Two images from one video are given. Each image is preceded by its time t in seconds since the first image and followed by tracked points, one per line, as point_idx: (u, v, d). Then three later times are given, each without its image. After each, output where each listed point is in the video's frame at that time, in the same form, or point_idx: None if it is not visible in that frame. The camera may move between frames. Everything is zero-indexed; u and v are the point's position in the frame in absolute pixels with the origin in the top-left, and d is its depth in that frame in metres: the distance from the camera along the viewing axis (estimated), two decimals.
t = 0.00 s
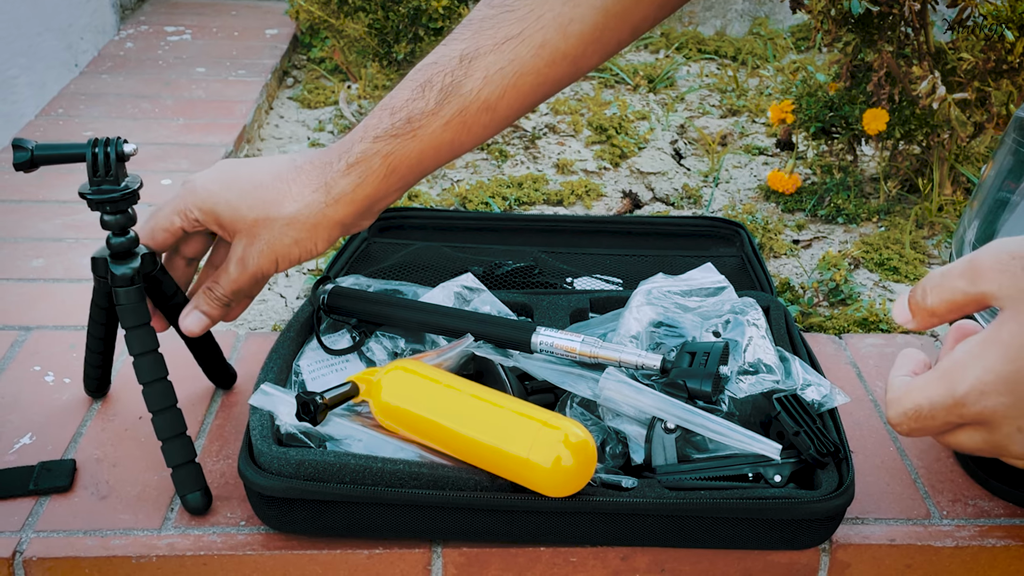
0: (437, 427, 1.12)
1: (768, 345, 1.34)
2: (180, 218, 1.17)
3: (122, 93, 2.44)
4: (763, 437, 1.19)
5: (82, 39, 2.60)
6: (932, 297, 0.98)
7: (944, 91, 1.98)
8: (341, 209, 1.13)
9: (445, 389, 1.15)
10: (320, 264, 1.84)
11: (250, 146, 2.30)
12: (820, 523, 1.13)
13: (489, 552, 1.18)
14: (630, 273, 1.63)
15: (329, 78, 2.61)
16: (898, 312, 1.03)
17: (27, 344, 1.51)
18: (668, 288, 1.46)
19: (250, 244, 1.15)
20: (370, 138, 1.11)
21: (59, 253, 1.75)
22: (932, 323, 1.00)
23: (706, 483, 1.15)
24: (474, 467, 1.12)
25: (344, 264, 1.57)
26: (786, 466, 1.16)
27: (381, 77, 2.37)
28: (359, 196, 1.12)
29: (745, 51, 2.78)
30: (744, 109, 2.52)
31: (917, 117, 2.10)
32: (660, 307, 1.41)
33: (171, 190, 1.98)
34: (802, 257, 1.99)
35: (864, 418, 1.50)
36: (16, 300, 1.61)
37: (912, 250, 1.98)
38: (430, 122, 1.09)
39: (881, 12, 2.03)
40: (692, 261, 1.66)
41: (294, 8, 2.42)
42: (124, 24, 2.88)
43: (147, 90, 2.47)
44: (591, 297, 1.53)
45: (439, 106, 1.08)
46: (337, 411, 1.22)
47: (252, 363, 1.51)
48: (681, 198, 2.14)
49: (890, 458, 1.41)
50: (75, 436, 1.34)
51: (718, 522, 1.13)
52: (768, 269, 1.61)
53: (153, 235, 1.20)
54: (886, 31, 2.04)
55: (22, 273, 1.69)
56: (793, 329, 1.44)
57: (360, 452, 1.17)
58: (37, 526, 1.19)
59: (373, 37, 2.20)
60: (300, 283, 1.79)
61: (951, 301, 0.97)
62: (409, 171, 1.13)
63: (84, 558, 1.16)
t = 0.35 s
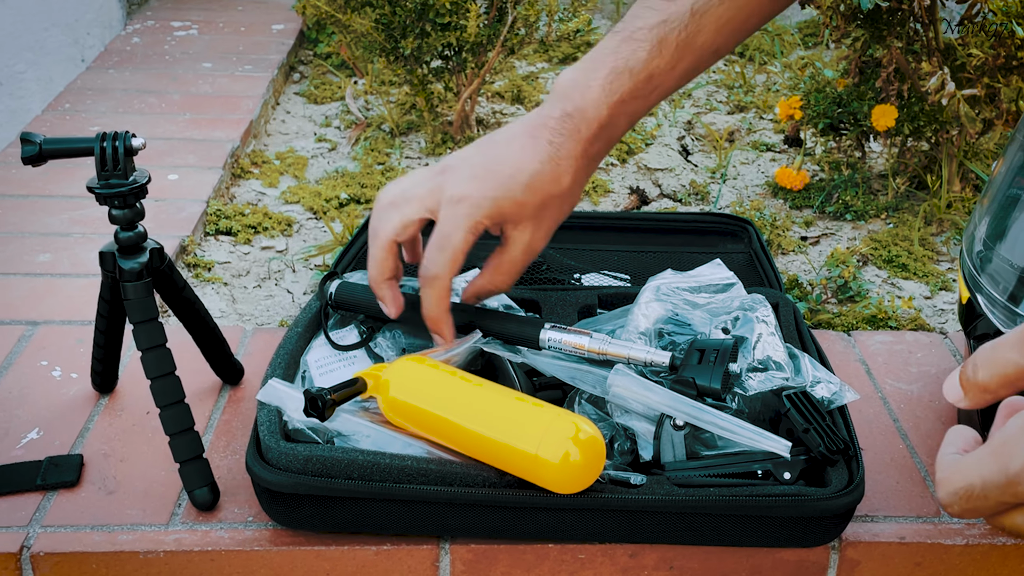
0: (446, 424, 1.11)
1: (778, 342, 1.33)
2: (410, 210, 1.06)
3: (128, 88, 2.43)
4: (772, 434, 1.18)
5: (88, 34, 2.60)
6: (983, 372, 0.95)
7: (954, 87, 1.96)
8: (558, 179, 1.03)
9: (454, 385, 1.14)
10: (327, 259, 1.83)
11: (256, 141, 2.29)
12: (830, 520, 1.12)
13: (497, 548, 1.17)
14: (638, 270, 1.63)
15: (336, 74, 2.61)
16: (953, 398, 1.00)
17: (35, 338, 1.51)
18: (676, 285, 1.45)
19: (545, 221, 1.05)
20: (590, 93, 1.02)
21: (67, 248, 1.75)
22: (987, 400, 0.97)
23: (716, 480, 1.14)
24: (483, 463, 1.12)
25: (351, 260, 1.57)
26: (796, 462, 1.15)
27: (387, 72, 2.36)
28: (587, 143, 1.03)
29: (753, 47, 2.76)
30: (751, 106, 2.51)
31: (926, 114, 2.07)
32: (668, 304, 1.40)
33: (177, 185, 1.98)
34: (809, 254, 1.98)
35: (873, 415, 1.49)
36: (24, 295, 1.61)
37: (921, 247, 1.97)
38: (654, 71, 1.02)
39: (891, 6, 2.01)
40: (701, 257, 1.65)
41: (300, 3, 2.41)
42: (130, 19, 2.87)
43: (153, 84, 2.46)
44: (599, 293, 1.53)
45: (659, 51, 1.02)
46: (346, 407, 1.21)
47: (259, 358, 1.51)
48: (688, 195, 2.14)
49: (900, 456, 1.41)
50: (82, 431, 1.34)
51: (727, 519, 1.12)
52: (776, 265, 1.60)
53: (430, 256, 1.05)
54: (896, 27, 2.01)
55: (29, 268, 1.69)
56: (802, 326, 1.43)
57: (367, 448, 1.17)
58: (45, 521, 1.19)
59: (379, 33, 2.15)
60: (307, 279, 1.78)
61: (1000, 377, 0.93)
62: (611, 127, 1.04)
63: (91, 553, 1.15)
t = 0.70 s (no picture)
0: (451, 421, 1.11)
1: (784, 340, 1.33)
2: (486, 152, 1.12)
3: (134, 86, 2.44)
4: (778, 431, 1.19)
5: (94, 32, 2.60)
6: (1000, 348, 0.96)
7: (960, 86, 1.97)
8: (622, 142, 1.13)
9: (460, 383, 1.14)
10: (333, 256, 1.84)
11: (262, 139, 2.29)
12: (836, 519, 1.12)
13: (503, 546, 1.18)
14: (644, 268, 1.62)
15: (341, 71, 2.61)
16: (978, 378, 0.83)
17: (42, 335, 1.52)
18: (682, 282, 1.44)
19: (595, 176, 1.16)
20: (658, 68, 1.11)
21: (73, 245, 1.75)
22: (1007, 378, 0.97)
23: (722, 478, 1.14)
24: (489, 460, 1.12)
25: (357, 257, 1.57)
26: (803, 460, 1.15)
27: (392, 70, 2.36)
28: (649, 111, 1.12)
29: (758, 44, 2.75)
30: (757, 103, 2.50)
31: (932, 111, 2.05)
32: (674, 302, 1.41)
33: (183, 182, 1.98)
34: (815, 252, 1.98)
35: (879, 414, 1.49)
36: (30, 292, 1.62)
37: (927, 246, 1.97)
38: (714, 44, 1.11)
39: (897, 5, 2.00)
40: (707, 256, 1.66)
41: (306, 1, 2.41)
42: (136, 16, 2.88)
43: (159, 82, 2.47)
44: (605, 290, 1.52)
45: (724, 27, 1.11)
46: (353, 405, 1.22)
47: (266, 355, 1.51)
48: (693, 192, 2.13)
49: (906, 454, 1.40)
50: (89, 428, 1.34)
51: (733, 517, 1.12)
52: (782, 263, 1.60)
53: (488, 189, 1.10)
54: (902, 25, 2.01)
55: (35, 265, 1.69)
56: (808, 324, 1.43)
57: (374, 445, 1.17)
58: (52, 518, 1.20)
59: (384, 31, 2.14)
60: (313, 276, 1.78)
61: None
62: (676, 102, 1.14)
63: (99, 549, 1.16)
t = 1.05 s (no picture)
0: (457, 419, 1.12)
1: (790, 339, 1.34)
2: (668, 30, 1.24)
3: (140, 84, 2.44)
4: (784, 430, 1.19)
5: (100, 30, 2.60)
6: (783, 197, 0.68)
7: (964, 85, 1.92)
8: None
9: (466, 381, 1.14)
10: (338, 255, 1.84)
11: (267, 137, 2.30)
12: (840, 518, 1.12)
13: (508, 544, 1.18)
14: (649, 266, 1.62)
15: (346, 70, 2.61)
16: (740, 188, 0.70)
17: (49, 333, 1.52)
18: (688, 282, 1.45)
19: None
20: None
21: (79, 243, 1.76)
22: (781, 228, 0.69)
23: (727, 477, 1.14)
24: (495, 459, 1.12)
25: (363, 256, 1.58)
26: (807, 460, 1.16)
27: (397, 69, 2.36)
28: None
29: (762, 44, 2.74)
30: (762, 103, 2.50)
31: (936, 112, 2.06)
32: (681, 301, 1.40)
33: (189, 181, 1.99)
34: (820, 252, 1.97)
35: (884, 414, 1.49)
36: (37, 291, 1.62)
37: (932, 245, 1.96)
38: None
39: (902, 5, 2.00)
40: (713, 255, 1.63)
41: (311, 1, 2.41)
42: (141, 15, 2.88)
43: (164, 80, 2.47)
44: (610, 290, 1.52)
45: None
46: (357, 403, 1.22)
47: (271, 353, 1.52)
48: (698, 192, 2.13)
49: (911, 454, 1.40)
50: (96, 426, 1.34)
51: (738, 517, 1.12)
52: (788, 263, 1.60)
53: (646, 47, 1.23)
54: (907, 24, 2.00)
55: (42, 263, 1.69)
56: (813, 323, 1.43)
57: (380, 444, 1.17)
58: (59, 515, 1.20)
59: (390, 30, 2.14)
60: (318, 275, 1.79)
61: (800, 207, 0.68)
62: None
63: (106, 547, 1.16)
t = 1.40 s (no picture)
0: (458, 420, 1.12)
1: (790, 340, 1.34)
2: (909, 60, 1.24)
3: (142, 84, 2.45)
4: (785, 431, 1.19)
5: (102, 29, 2.60)
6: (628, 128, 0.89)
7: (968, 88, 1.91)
8: None
9: (468, 382, 1.15)
10: (340, 255, 1.84)
11: (269, 137, 2.30)
12: (841, 519, 1.13)
13: (509, 544, 1.18)
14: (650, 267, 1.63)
15: (348, 69, 2.62)
16: (569, 123, 0.92)
17: (51, 333, 1.53)
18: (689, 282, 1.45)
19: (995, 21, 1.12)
20: None
21: (81, 243, 1.76)
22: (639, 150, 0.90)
23: (727, 478, 1.14)
24: (496, 460, 1.12)
25: (364, 256, 1.58)
26: (808, 461, 1.16)
27: (399, 69, 2.36)
28: None
29: (764, 43, 2.74)
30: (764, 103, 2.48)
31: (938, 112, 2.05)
32: (681, 301, 1.41)
33: (191, 180, 1.99)
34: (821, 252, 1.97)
35: (885, 415, 1.49)
36: (39, 291, 1.63)
37: (933, 246, 1.96)
38: None
39: (904, 5, 1.99)
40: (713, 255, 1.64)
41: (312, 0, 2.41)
42: (143, 15, 2.88)
43: (166, 80, 2.47)
44: (611, 291, 1.53)
45: None
46: (359, 404, 1.23)
47: (273, 352, 1.52)
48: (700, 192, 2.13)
49: (912, 455, 1.40)
50: (97, 426, 1.35)
51: (738, 517, 1.13)
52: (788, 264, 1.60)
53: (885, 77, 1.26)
54: (907, 24, 2.01)
55: (44, 263, 1.70)
56: (814, 324, 1.43)
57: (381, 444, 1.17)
58: (61, 515, 1.20)
59: (391, 30, 2.14)
60: (320, 275, 1.79)
61: (638, 136, 0.89)
62: None
63: (108, 546, 1.17)
